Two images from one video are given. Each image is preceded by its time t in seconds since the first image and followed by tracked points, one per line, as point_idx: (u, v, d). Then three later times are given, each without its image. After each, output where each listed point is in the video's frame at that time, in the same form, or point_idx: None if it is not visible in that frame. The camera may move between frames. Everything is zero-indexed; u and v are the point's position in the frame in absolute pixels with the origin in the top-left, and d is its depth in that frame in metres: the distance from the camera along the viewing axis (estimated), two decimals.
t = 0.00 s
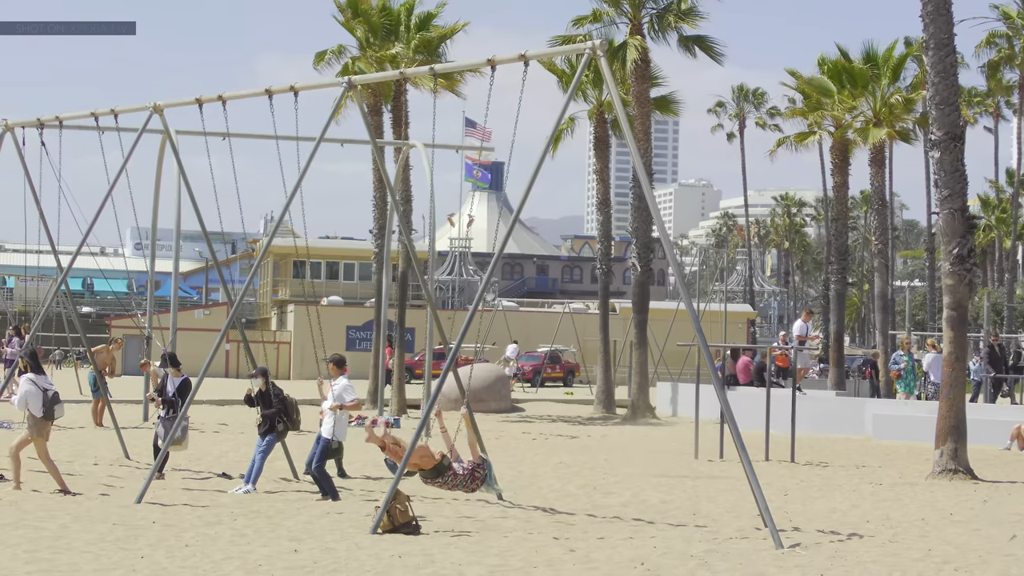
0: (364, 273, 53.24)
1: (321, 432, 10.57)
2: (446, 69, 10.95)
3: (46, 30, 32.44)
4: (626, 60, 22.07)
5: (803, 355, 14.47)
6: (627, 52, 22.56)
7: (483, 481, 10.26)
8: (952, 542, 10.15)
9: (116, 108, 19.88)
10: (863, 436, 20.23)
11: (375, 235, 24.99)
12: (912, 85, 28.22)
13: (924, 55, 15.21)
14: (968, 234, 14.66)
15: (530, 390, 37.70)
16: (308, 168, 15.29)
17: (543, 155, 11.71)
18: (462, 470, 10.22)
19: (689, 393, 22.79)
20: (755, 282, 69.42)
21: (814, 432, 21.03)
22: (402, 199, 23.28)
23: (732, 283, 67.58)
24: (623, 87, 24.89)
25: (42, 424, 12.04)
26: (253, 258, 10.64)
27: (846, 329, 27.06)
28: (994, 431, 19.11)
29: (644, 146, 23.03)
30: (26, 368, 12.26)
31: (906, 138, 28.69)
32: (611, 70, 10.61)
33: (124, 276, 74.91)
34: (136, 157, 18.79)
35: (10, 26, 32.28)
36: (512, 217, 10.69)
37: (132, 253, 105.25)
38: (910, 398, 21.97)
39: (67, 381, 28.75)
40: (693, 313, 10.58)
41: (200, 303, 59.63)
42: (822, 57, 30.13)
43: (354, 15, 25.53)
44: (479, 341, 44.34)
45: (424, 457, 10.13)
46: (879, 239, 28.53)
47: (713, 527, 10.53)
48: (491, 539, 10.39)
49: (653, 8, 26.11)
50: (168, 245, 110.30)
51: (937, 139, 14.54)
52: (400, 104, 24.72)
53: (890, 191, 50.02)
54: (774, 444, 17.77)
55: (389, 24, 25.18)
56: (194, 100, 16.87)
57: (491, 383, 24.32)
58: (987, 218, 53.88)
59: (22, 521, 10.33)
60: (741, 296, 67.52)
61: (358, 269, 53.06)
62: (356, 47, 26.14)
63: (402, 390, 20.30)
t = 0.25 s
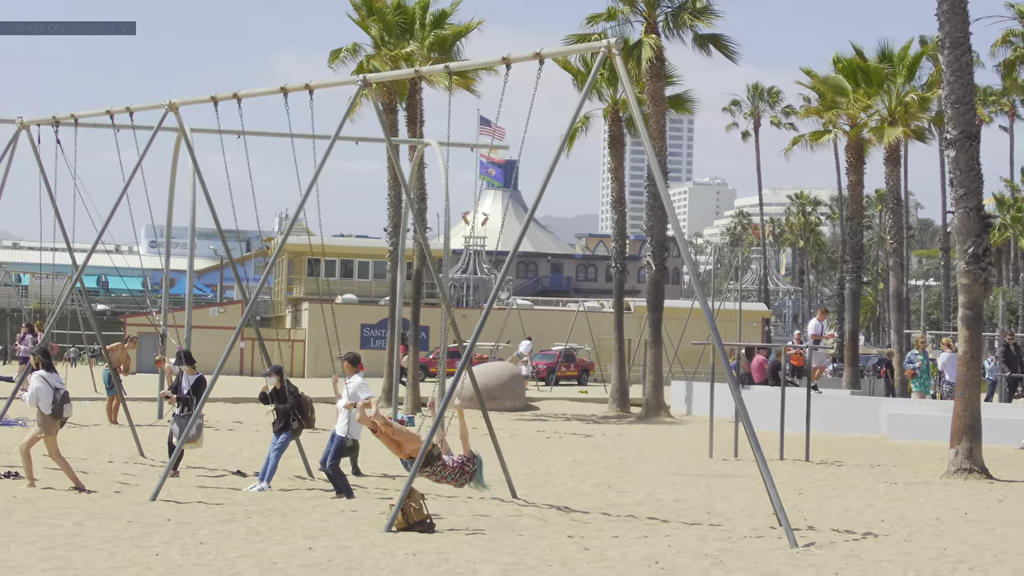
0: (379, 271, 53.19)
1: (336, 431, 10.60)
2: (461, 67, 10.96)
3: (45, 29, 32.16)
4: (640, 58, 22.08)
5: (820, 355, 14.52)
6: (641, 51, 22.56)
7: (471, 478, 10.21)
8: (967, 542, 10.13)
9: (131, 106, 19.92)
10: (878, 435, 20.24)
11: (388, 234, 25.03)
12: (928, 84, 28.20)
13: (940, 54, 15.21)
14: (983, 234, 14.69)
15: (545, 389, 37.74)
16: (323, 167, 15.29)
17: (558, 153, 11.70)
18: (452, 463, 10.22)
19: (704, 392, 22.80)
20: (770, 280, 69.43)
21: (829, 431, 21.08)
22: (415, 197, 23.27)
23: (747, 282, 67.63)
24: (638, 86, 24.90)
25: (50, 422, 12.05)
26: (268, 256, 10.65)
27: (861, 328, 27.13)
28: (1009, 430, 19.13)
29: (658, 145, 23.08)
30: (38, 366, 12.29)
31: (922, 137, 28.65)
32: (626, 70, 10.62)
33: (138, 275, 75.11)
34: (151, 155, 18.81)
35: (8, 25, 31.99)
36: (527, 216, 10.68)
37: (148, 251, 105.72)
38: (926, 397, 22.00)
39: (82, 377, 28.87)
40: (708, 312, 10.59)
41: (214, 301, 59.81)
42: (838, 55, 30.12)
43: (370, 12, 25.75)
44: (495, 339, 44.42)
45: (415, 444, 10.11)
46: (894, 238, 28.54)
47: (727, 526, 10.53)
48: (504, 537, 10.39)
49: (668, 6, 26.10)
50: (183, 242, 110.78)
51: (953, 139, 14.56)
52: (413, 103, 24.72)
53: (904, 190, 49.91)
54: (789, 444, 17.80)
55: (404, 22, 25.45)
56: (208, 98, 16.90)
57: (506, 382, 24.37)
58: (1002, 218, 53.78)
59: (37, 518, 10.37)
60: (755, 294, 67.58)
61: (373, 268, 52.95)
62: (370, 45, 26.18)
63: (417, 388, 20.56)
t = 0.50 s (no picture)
0: (395, 270, 53.24)
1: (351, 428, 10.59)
2: (478, 67, 10.96)
3: (45, 30, 32.15)
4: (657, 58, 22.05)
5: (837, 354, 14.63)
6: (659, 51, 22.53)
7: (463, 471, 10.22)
8: (986, 543, 10.11)
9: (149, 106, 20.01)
10: (895, 435, 20.26)
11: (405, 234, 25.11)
12: (945, 85, 28.18)
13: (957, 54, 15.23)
14: (1001, 235, 14.75)
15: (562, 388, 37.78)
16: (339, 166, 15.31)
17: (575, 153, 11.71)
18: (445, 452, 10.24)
19: (720, 392, 22.81)
20: (787, 280, 69.48)
21: (846, 432, 21.11)
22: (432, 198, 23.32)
23: (763, 282, 67.71)
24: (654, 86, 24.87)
25: (62, 420, 12.02)
26: (285, 255, 10.66)
27: (877, 330, 27.28)
28: None
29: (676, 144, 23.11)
30: (53, 363, 12.29)
31: (939, 137, 28.68)
32: (643, 69, 10.62)
33: (156, 273, 75.50)
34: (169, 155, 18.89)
35: (8, 25, 32.15)
36: (544, 215, 10.66)
37: (167, 251, 106.40)
38: (943, 397, 22.03)
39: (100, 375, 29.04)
40: (725, 311, 10.59)
41: (231, 300, 60.07)
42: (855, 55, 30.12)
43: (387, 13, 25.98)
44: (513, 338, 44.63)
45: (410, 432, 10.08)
46: (911, 238, 28.55)
47: (744, 526, 10.52)
48: (521, 536, 10.40)
49: (684, 6, 26.15)
50: (201, 242, 111.44)
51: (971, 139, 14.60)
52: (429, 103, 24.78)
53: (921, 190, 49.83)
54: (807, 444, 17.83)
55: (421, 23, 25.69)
56: (225, 97, 16.95)
57: (523, 381, 24.32)
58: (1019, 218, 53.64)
59: (55, 516, 10.41)
60: (772, 294, 67.65)
61: (390, 267, 52.95)
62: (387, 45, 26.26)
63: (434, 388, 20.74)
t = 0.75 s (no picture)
0: (413, 268, 53.27)
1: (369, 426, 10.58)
2: (496, 65, 10.97)
3: (45, 29, 32.20)
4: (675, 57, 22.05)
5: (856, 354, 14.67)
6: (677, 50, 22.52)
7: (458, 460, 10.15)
8: (1006, 543, 10.07)
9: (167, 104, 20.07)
10: (913, 434, 20.29)
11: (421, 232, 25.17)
12: (965, 83, 28.16)
13: (977, 53, 15.26)
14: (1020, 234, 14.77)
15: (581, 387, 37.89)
16: (357, 164, 15.33)
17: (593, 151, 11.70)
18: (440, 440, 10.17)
19: (738, 391, 22.84)
20: (804, 279, 69.52)
21: (864, 430, 21.16)
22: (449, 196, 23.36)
23: (782, 280, 67.76)
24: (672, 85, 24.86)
25: (76, 415, 12.05)
26: (303, 253, 10.65)
27: (897, 329, 27.36)
28: None
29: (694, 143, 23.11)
30: (67, 359, 12.34)
31: (959, 136, 28.68)
32: (662, 68, 10.61)
33: (174, 271, 75.97)
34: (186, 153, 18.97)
35: (7, 24, 32.24)
36: (562, 214, 10.65)
37: (185, 250, 107.19)
38: (962, 396, 22.03)
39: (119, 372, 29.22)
40: (742, 310, 10.59)
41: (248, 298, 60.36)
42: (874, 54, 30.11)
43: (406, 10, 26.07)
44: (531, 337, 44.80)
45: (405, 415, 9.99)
46: (931, 237, 28.57)
47: (762, 525, 10.51)
48: (538, 534, 10.40)
49: (701, 5, 26.20)
50: (218, 240, 112.18)
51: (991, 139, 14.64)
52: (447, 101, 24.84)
53: (939, 188, 49.71)
54: (826, 443, 17.90)
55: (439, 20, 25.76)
56: (242, 96, 17.00)
57: (541, 380, 24.56)
58: None
59: (73, 513, 10.45)
60: (789, 292, 67.74)
61: (407, 264, 52.93)
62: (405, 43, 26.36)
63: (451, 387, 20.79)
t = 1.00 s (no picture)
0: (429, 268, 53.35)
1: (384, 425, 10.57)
2: (513, 64, 10.95)
3: (45, 29, 32.17)
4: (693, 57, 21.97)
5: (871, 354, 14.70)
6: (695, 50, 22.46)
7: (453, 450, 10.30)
8: None
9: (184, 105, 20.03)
10: (930, 435, 20.35)
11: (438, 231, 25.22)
12: (982, 83, 28.16)
13: (994, 54, 15.30)
14: None
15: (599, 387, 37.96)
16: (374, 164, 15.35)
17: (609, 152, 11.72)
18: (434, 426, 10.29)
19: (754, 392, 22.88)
20: (821, 279, 69.59)
21: (881, 431, 21.20)
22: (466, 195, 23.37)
23: (799, 280, 67.83)
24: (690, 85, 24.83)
25: (90, 412, 12.08)
26: (321, 253, 10.65)
27: (913, 330, 27.42)
28: None
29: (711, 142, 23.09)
30: (82, 357, 12.37)
31: (977, 136, 28.68)
32: (680, 67, 10.60)
33: (191, 270, 76.33)
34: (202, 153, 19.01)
35: (8, 24, 32.16)
36: (579, 214, 10.65)
37: (202, 249, 107.75)
38: (978, 396, 22.02)
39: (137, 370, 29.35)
40: (760, 310, 10.57)
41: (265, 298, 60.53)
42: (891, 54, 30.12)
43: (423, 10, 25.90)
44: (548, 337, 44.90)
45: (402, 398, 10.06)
46: (948, 237, 28.59)
47: (779, 525, 10.52)
48: (555, 534, 10.39)
49: (720, 5, 26.21)
50: (235, 240, 112.82)
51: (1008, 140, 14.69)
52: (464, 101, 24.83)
53: (957, 188, 49.68)
54: (844, 443, 17.94)
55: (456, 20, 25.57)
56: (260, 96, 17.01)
57: (558, 380, 24.60)
58: None
59: (90, 512, 10.46)
60: (807, 292, 67.86)
61: (424, 264, 52.80)
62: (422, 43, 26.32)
63: (468, 387, 20.76)
